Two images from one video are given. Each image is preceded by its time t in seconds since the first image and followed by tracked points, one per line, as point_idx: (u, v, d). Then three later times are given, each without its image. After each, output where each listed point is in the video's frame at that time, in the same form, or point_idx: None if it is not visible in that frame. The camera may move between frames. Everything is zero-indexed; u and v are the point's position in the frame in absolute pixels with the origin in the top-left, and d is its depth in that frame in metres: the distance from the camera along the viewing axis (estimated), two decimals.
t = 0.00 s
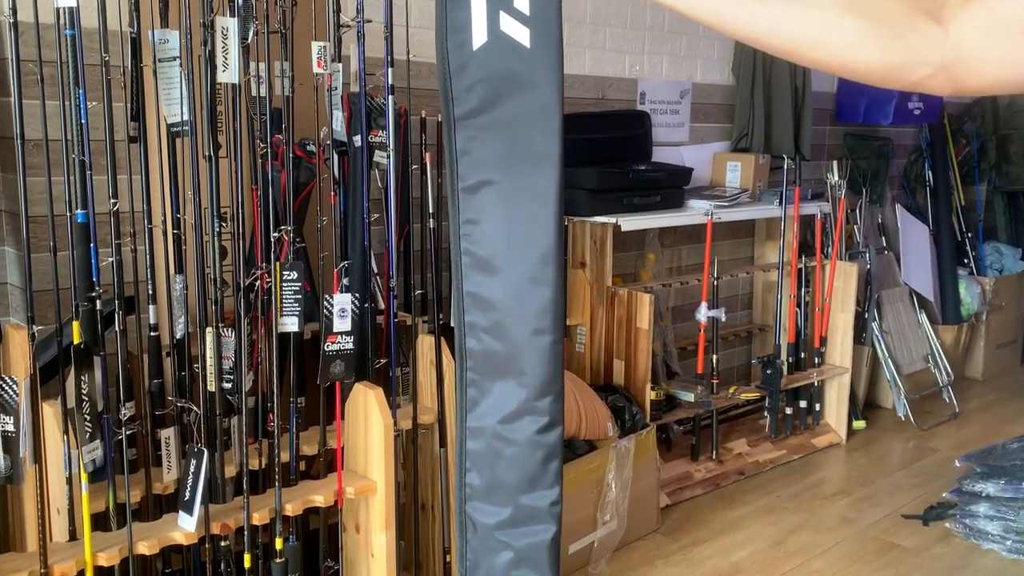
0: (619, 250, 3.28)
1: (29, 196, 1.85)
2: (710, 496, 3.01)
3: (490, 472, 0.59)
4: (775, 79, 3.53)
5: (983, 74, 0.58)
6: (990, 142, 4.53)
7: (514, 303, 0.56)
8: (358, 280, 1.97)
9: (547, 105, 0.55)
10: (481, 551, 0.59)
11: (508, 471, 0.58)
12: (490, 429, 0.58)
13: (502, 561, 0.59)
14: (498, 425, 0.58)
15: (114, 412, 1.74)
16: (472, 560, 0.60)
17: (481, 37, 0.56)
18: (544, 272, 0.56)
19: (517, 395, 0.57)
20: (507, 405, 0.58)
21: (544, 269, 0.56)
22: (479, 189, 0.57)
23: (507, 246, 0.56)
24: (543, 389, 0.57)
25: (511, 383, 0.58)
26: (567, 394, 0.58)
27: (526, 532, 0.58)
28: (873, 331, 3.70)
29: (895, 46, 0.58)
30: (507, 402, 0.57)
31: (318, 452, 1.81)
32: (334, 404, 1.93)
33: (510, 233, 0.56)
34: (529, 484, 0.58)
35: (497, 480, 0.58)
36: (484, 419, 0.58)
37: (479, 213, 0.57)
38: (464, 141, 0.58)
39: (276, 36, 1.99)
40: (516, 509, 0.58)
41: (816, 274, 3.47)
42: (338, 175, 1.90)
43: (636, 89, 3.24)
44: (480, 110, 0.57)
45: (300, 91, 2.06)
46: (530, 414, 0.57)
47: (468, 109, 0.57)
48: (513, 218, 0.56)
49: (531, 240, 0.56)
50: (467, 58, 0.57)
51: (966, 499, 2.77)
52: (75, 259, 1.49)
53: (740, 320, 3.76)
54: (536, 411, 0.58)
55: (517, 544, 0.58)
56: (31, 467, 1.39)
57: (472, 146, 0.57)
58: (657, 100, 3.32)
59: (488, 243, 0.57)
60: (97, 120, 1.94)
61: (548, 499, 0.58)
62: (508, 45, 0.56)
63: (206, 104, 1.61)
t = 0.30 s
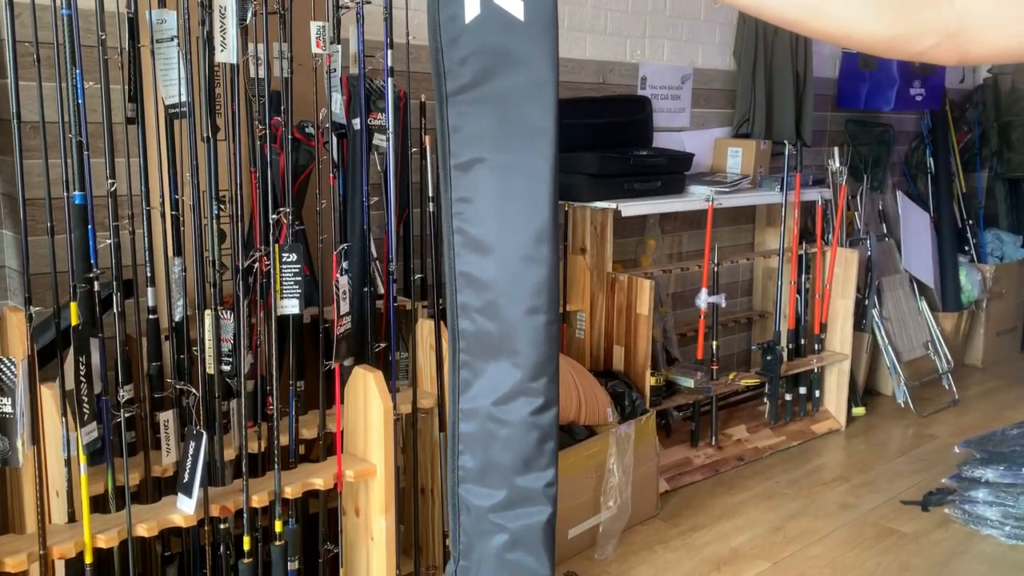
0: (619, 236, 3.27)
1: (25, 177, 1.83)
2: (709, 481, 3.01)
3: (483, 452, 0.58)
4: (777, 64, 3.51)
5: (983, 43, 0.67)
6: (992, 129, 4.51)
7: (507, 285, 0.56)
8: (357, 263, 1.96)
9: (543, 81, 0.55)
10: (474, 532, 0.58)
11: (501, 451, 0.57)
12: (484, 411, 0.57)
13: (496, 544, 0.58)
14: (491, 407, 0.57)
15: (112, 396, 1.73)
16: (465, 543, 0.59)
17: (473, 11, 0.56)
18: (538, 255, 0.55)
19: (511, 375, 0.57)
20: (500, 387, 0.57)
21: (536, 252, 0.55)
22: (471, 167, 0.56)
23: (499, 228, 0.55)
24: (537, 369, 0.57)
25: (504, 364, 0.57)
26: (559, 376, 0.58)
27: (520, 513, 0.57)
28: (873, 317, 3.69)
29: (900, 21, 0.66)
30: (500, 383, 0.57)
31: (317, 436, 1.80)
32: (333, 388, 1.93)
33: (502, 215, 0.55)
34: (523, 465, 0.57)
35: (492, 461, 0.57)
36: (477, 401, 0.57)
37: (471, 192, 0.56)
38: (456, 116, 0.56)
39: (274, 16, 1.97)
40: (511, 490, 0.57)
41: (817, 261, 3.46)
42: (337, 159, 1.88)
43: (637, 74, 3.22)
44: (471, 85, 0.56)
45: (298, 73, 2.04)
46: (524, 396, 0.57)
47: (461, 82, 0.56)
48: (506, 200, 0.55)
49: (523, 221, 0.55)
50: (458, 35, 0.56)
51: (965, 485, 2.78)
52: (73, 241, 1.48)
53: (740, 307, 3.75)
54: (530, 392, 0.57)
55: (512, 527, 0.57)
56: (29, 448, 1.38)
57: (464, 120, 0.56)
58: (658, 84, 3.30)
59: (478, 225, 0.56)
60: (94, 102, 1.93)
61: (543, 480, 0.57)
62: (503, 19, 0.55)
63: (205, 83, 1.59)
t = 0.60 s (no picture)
0: (620, 221, 3.26)
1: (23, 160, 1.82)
2: (709, 466, 3.01)
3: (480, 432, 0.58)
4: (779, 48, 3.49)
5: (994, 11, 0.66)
6: (995, 114, 4.49)
7: (506, 272, 0.56)
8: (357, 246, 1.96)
9: (545, 60, 0.55)
10: (469, 512, 0.59)
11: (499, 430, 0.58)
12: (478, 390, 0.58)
13: (496, 527, 0.59)
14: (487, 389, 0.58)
15: (111, 379, 1.73)
16: (465, 526, 0.60)
17: None
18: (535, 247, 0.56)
19: (509, 358, 0.58)
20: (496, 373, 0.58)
21: (534, 243, 0.56)
22: (468, 145, 0.56)
23: (496, 214, 0.56)
24: (536, 352, 0.58)
25: (502, 346, 0.58)
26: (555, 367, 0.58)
27: (519, 496, 0.58)
28: (873, 303, 3.69)
29: None
30: (498, 366, 0.58)
31: (317, 419, 1.80)
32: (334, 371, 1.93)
33: (501, 194, 0.56)
34: (523, 448, 0.58)
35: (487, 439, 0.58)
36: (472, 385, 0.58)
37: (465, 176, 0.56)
38: (453, 93, 0.57)
39: None
40: (510, 473, 0.58)
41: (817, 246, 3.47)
42: (336, 142, 1.86)
43: (638, 58, 3.21)
44: (469, 61, 0.56)
45: (297, 55, 2.02)
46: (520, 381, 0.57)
47: (458, 58, 0.56)
48: (504, 188, 0.56)
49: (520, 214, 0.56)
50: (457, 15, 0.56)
51: (965, 470, 2.77)
52: (71, 222, 1.47)
53: (740, 292, 3.75)
54: (530, 375, 0.58)
55: (510, 505, 0.58)
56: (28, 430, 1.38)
57: (462, 98, 0.56)
58: (659, 68, 3.28)
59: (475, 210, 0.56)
60: (92, 85, 1.92)
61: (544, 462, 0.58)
62: None
63: (204, 64, 1.58)
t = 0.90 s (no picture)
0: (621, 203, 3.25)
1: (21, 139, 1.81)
2: (710, 448, 3.02)
3: (495, 425, 0.93)
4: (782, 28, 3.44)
5: None
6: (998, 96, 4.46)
7: (520, 246, 0.90)
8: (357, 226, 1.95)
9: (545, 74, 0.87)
10: (486, 495, 0.95)
11: (510, 419, 0.93)
12: (493, 375, 0.92)
13: (507, 505, 0.94)
14: (500, 372, 0.92)
15: (110, 358, 1.72)
16: (474, 509, 0.96)
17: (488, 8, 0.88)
18: (545, 211, 0.89)
19: (519, 338, 0.91)
20: (516, 342, 0.91)
21: (538, 215, 0.89)
22: (478, 125, 0.89)
23: (509, 187, 0.89)
24: (544, 339, 0.91)
25: (513, 326, 0.91)
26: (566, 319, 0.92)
27: (525, 482, 0.94)
28: (874, 285, 3.69)
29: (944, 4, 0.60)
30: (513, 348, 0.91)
31: (318, 399, 1.80)
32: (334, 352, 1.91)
33: (507, 177, 0.89)
34: (528, 436, 0.93)
35: (500, 427, 0.93)
36: (489, 364, 0.92)
37: (481, 146, 0.89)
38: (467, 72, 0.89)
39: None
40: (516, 454, 0.93)
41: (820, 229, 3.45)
42: (337, 121, 1.84)
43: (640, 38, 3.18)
44: (476, 49, 0.88)
45: (296, 33, 2.00)
46: (531, 356, 0.91)
47: (471, 47, 0.88)
48: (516, 165, 0.89)
49: (529, 196, 0.89)
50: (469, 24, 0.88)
51: (965, 451, 2.76)
52: (70, 200, 1.47)
53: (741, 275, 3.74)
54: (536, 356, 0.91)
55: (518, 490, 0.94)
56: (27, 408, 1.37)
57: (472, 78, 0.89)
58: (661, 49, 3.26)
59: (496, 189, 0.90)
60: (88, 63, 1.90)
61: (549, 448, 0.93)
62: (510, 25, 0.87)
63: (201, 41, 1.56)
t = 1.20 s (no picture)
0: (621, 183, 3.23)
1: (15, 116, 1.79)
2: (709, 428, 3.02)
3: (499, 395, 0.87)
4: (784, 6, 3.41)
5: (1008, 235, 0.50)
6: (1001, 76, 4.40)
7: (529, 215, 0.83)
8: (355, 201, 1.94)
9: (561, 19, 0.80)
10: (490, 471, 0.88)
11: (515, 391, 0.86)
12: (499, 345, 0.86)
13: (510, 478, 0.88)
14: (505, 342, 0.86)
15: (108, 335, 1.71)
16: (476, 483, 0.90)
17: None
18: (556, 179, 0.82)
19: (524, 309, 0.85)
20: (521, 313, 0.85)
21: (552, 182, 0.82)
22: (486, 82, 0.82)
23: (517, 156, 0.83)
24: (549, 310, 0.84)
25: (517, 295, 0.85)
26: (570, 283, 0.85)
27: (528, 454, 0.87)
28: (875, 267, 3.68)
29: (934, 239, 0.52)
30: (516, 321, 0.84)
31: (318, 377, 1.79)
32: (333, 330, 1.90)
33: (518, 140, 0.83)
34: (532, 406, 0.86)
35: (505, 399, 0.86)
36: (494, 335, 0.86)
37: (488, 111, 0.83)
38: (476, 33, 0.82)
39: None
40: (521, 429, 0.87)
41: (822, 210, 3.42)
42: (335, 97, 1.82)
43: (641, 16, 3.16)
44: (486, 7, 0.81)
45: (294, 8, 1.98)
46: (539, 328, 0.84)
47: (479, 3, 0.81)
48: (526, 130, 0.82)
49: (540, 161, 0.82)
50: None
51: (965, 432, 2.77)
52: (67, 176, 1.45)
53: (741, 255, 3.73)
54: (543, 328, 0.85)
55: (521, 463, 0.87)
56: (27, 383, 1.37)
57: (482, 38, 0.82)
58: (662, 28, 3.23)
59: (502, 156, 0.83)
60: (84, 39, 1.88)
61: (553, 421, 0.86)
62: None
63: (197, 14, 1.54)
